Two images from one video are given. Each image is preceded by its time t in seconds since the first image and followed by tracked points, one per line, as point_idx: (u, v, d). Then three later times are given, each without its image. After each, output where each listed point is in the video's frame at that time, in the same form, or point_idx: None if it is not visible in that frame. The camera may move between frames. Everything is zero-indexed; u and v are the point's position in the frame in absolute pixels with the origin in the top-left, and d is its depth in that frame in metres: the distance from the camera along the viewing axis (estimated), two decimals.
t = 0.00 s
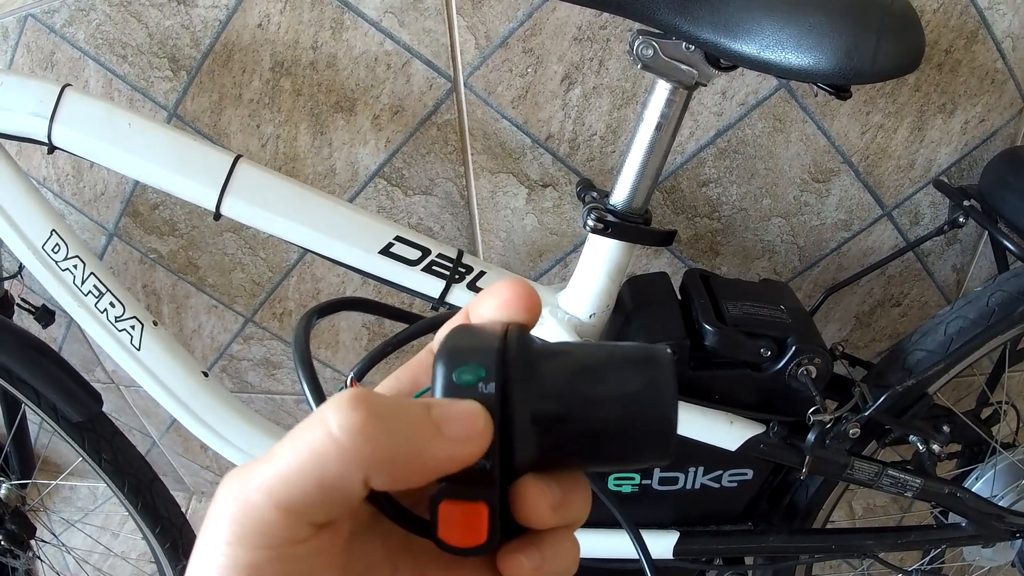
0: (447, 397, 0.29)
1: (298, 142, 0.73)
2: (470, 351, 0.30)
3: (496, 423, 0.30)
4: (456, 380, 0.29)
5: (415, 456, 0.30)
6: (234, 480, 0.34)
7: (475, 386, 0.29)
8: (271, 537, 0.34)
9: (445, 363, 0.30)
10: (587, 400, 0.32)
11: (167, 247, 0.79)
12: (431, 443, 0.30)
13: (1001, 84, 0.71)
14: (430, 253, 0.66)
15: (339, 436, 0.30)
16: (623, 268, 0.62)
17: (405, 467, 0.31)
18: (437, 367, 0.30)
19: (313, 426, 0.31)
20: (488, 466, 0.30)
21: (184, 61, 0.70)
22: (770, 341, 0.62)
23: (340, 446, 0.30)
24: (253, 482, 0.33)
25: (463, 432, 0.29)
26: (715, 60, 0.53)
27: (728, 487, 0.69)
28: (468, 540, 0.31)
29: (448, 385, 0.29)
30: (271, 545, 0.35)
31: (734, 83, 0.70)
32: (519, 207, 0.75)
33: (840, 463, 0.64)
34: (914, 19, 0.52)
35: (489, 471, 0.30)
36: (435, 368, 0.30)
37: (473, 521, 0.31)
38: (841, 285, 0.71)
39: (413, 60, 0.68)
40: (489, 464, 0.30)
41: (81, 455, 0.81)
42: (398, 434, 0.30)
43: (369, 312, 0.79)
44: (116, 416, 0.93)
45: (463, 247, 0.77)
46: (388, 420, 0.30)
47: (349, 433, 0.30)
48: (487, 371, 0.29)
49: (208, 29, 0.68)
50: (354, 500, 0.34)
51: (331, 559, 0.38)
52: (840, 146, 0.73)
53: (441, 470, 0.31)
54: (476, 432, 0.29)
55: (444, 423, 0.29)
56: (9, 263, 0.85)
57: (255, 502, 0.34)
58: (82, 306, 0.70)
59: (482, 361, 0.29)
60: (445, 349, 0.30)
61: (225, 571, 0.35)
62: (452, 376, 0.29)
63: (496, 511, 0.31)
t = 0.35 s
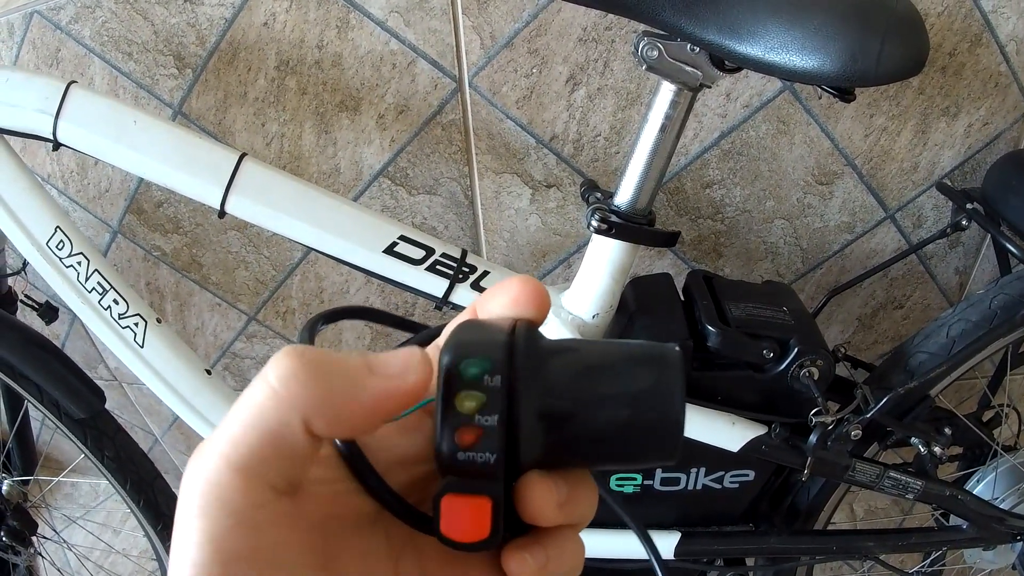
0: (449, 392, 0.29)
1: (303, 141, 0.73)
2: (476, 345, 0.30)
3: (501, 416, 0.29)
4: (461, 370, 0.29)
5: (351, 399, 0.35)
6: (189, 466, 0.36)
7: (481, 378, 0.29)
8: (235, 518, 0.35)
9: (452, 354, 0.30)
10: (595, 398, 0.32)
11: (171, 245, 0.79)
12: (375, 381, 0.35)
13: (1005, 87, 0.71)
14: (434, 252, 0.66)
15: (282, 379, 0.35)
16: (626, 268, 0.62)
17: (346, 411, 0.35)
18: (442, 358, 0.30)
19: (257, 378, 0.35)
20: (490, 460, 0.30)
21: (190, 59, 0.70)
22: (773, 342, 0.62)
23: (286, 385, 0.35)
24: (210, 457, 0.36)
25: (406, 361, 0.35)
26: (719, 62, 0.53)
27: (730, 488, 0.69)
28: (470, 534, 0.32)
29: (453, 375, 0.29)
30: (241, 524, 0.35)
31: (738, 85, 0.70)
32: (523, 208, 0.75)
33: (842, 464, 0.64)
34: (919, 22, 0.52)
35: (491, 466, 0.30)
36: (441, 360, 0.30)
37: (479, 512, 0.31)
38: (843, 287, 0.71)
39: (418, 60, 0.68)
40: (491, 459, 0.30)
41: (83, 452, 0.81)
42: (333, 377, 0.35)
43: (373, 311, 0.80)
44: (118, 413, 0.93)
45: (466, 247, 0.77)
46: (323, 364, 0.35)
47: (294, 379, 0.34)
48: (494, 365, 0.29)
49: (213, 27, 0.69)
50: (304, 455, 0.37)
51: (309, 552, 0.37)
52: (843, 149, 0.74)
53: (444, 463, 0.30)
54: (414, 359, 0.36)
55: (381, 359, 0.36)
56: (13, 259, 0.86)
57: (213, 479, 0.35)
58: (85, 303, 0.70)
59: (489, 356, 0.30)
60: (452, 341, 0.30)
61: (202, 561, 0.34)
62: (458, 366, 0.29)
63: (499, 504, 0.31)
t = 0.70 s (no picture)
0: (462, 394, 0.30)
1: (308, 139, 0.73)
2: (484, 345, 0.30)
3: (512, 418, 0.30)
4: (470, 373, 0.30)
5: (424, 451, 0.31)
6: (241, 471, 0.34)
7: (491, 381, 0.29)
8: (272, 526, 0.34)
9: (461, 356, 0.30)
10: (604, 398, 0.32)
11: (174, 243, 0.80)
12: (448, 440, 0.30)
13: (1009, 91, 0.71)
14: (438, 252, 0.66)
15: (354, 422, 0.30)
16: (630, 269, 0.62)
17: (418, 460, 0.31)
18: (452, 361, 0.30)
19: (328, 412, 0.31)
20: (500, 462, 0.30)
21: (195, 57, 0.70)
22: (776, 345, 0.62)
23: (356, 432, 0.30)
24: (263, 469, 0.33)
25: (479, 418, 0.29)
26: (725, 63, 0.53)
27: (731, 490, 0.69)
28: (476, 539, 0.32)
29: (463, 378, 0.30)
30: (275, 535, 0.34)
31: (743, 87, 0.70)
32: (527, 208, 0.75)
33: (844, 467, 0.65)
34: (925, 25, 0.52)
35: (501, 467, 0.30)
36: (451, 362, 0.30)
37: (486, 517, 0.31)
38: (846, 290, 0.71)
39: (424, 59, 0.69)
40: (501, 460, 0.30)
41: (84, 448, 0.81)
42: (409, 424, 0.30)
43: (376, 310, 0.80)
44: (120, 410, 0.94)
45: (470, 246, 0.77)
46: (402, 406, 0.30)
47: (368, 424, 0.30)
48: (503, 367, 0.30)
49: (219, 24, 0.69)
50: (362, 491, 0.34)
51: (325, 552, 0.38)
52: (848, 152, 0.74)
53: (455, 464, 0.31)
54: (489, 419, 0.29)
55: (457, 414, 0.29)
56: (16, 255, 0.86)
57: (263, 493, 0.34)
58: (88, 299, 0.70)
59: (499, 357, 0.30)
60: (461, 343, 0.30)
61: (233, 564, 0.35)
62: (467, 369, 0.30)
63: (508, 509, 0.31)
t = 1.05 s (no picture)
0: (475, 390, 0.29)
1: (312, 138, 0.73)
2: (500, 341, 0.30)
3: (525, 415, 0.30)
4: (485, 369, 0.29)
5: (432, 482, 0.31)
6: (246, 477, 0.34)
7: (505, 377, 0.29)
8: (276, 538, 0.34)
9: (475, 352, 0.29)
10: (618, 395, 0.32)
11: (177, 240, 0.80)
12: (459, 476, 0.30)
13: (1012, 95, 0.71)
14: (441, 251, 0.66)
15: (364, 444, 0.30)
16: (632, 269, 0.62)
17: (425, 488, 0.31)
18: (465, 357, 0.30)
19: (338, 433, 0.30)
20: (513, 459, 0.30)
21: (199, 54, 0.70)
22: (777, 346, 0.62)
23: (364, 457, 0.30)
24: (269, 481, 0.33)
25: (488, 461, 0.30)
26: (729, 65, 0.53)
27: (731, 490, 0.69)
28: (484, 535, 0.32)
29: (477, 373, 0.29)
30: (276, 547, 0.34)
31: (746, 89, 0.71)
32: (529, 208, 0.75)
33: (844, 469, 0.65)
34: (928, 29, 0.52)
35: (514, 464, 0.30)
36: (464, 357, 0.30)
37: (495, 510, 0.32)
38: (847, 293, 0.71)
39: (428, 59, 0.69)
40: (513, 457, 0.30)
41: (86, 444, 0.81)
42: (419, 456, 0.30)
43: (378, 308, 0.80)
44: (121, 406, 0.94)
45: (473, 246, 0.77)
46: (412, 433, 0.30)
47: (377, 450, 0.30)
48: (519, 363, 0.29)
49: (224, 22, 0.69)
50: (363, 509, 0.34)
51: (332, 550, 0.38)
52: (850, 154, 0.74)
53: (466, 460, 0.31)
54: (500, 463, 0.30)
55: (470, 449, 0.30)
56: (19, 251, 0.86)
57: (264, 505, 0.34)
58: (91, 295, 0.70)
59: (514, 353, 0.29)
60: (476, 339, 0.30)
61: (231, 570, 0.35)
62: (482, 365, 0.29)
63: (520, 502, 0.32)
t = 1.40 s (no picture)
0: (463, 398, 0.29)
1: (315, 136, 0.74)
2: (487, 348, 0.30)
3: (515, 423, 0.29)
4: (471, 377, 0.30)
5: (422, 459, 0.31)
6: (234, 471, 0.35)
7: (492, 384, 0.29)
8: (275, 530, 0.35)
9: (462, 359, 0.30)
10: (611, 403, 0.32)
11: (180, 237, 0.80)
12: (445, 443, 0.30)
13: (1012, 98, 0.72)
14: (443, 249, 0.67)
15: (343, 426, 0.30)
16: (633, 268, 0.62)
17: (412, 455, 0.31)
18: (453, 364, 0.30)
19: (317, 415, 0.31)
20: (501, 469, 0.30)
21: (204, 52, 0.71)
22: (776, 345, 0.62)
23: (345, 439, 0.30)
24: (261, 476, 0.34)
25: (473, 400, 0.29)
26: (729, 66, 0.54)
27: (730, 489, 0.69)
28: (473, 542, 0.32)
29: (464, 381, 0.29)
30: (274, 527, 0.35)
31: (747, 90, 0.71)
32: (531, 207, 0.76)
33: (842, 468, 0.65)
34: (928, 31, 0.52)
35: (503, 473, 0.30)
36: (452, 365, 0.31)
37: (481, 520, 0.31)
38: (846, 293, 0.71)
39: (431, 58, 0.69)
40: (502, 467, 0.30)
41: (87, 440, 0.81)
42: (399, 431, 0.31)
43: (380, 307, 0.80)
44: (123, 403, 0.94)
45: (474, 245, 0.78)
46: (396, 413, 0.30)
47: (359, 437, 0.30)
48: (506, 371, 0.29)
49: (229, 21, 0.69)
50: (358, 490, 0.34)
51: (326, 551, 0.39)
52: (850, 155, 0.74)
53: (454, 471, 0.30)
54: (486, 398, 0.29)
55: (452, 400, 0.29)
56: (22, 247, 0.86)
57: (258, 496, 0.34)
58: (94, 291, 0.71)
59: (500, 360, 0.30)
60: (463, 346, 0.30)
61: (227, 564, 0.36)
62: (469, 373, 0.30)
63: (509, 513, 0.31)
